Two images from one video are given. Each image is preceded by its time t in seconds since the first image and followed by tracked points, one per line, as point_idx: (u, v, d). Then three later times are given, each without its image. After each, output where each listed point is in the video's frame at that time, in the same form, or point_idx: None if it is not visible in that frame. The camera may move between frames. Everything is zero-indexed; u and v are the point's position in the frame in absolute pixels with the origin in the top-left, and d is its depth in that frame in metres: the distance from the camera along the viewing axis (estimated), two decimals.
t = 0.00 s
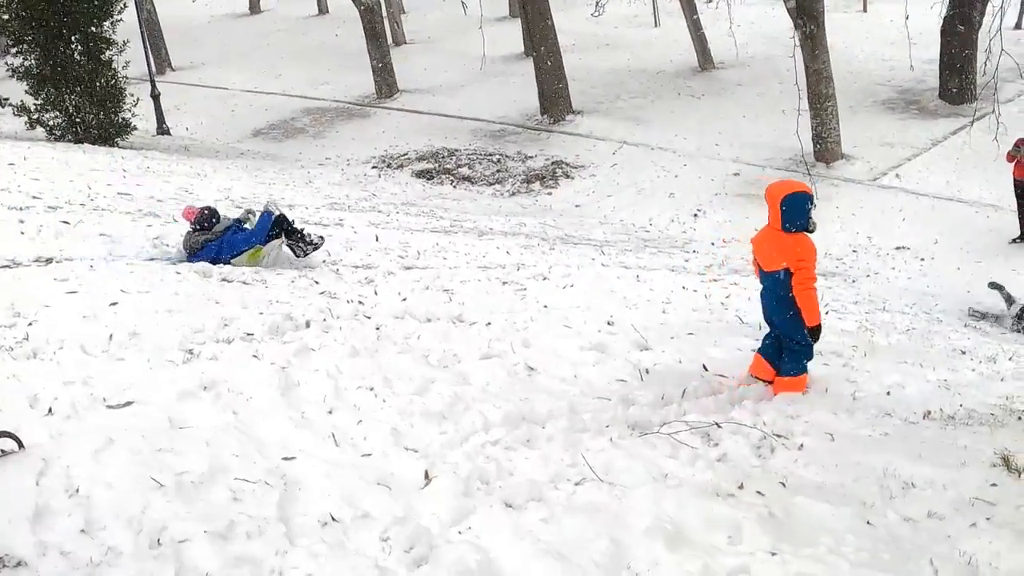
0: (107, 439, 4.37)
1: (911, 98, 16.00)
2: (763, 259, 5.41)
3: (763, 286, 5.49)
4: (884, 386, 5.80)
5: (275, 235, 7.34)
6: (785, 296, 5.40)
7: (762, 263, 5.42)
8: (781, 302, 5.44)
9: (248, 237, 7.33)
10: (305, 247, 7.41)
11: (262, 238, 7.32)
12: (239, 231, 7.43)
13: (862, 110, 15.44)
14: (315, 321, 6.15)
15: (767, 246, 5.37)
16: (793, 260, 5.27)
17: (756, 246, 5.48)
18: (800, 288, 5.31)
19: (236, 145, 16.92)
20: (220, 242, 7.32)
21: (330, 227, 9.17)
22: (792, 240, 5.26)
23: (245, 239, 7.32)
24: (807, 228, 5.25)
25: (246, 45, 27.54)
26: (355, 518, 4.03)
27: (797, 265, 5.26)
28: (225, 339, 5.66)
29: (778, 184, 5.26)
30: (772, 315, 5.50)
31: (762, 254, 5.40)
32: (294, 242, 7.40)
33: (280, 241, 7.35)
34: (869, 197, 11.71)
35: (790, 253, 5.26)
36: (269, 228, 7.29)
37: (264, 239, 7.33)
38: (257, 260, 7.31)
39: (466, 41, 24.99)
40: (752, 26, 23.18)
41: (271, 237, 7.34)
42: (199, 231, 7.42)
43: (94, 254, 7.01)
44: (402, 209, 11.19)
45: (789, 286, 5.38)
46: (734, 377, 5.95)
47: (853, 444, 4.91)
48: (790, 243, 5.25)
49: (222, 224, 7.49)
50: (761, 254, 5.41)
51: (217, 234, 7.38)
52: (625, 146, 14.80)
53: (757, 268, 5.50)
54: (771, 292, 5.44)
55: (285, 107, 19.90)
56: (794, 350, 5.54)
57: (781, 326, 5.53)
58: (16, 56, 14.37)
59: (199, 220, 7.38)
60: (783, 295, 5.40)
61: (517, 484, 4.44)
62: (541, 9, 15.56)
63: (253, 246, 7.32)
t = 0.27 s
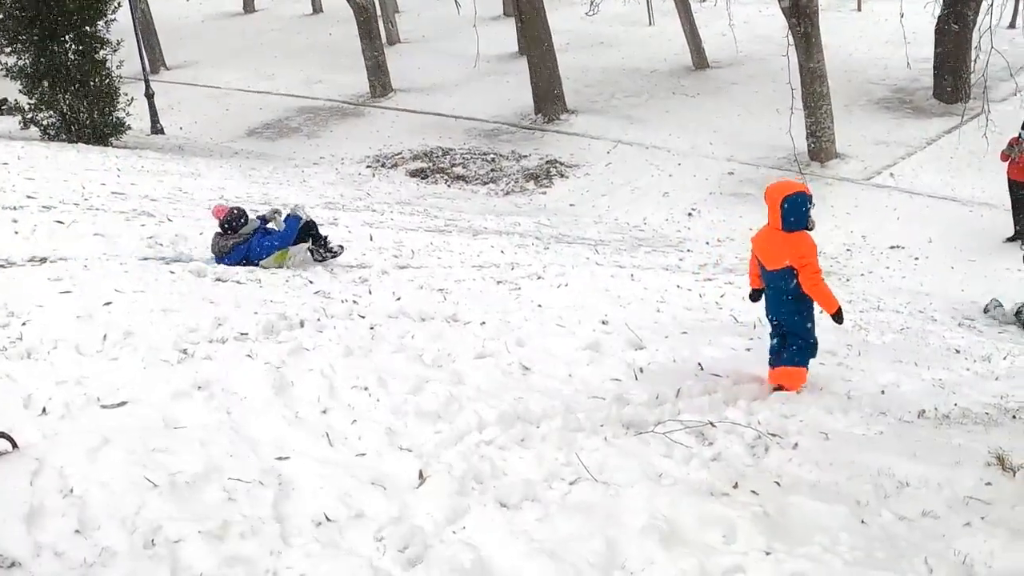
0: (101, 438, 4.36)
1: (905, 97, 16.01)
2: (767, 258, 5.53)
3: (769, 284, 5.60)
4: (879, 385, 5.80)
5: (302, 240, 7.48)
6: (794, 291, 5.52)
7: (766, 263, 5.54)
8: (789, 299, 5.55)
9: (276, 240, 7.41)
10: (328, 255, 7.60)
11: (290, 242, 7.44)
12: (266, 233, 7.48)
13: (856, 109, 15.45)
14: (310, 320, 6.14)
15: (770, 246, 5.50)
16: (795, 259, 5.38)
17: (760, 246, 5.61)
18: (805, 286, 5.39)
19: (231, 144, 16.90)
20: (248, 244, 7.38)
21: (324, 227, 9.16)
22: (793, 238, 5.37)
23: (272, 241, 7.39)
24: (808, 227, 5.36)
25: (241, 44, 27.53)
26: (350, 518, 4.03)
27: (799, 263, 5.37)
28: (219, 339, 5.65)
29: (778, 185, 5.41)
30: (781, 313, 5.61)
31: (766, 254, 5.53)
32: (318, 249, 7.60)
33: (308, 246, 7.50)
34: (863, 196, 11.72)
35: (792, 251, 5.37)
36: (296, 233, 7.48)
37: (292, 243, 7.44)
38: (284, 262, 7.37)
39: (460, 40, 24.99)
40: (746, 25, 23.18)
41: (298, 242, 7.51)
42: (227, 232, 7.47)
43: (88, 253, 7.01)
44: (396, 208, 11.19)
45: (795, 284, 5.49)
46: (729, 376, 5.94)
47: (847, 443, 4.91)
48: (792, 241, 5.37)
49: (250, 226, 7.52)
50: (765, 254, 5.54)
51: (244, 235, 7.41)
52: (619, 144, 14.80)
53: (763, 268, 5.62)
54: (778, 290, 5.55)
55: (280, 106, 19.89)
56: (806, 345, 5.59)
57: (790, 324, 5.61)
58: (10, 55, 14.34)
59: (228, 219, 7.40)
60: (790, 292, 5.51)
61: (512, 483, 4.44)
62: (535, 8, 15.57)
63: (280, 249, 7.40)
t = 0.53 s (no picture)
0: (93, 438, 4.35)
1: (898, 96, 16.04)
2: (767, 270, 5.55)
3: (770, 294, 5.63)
4: (872, 384, 5.80)
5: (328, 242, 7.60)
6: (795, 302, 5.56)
7: (767, 274, 5.56)
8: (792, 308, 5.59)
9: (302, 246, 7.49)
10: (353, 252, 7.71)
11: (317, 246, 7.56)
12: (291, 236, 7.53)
13: (849, 108, 15.47)
14: (302, 320, 6.14)
15: (769, 257, 5.51)
16: (796, 269, 5.40)
17: (759, 258, 5.62)
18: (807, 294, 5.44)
19: (223, 143, 16.89)
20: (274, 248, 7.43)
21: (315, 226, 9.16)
22: (793, 250, 5.38)
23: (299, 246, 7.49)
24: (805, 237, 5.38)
25: (234, 43, 27.50)
26: (342, 517, 4.02)
27: (800, 273, 5.39)
28: (211, 339, 5.65)
29: (773, 198, 5.39)
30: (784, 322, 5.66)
31: (766, 266, 5.54)
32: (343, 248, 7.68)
33: (333, 249, 7.65)
34: (856, 195, 11.74)
35: (792, 263, 5.39)
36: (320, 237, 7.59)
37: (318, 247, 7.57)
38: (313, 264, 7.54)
39: (453, 39, 24.99)
40: (738, 24, 23.19)
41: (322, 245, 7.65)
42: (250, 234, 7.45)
43: (80, 253, 6.99)
44: (389, 207, 11.18)
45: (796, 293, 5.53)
46: (721, 375, 5.94)
47: (840, 442, 4.91)
48: (791, 253, 5.38)
49: (274, 229, 7.53)
50: (765, 266, 5.56)
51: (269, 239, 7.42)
52: (611, 144, 14.81)
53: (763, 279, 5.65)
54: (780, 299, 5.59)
55: (272, 105, 19.87)
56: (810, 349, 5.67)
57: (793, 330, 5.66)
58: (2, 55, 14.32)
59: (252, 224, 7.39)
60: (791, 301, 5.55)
61: (505, 482, 4.43)
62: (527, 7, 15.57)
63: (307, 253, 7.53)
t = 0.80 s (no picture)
0: (83, 438, 4.34)
1: (888, 95, 16.08)
2: (754, 269, 5.66)
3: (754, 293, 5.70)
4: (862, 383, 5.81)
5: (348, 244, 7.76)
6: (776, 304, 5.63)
7: (753, 273, 5.67)
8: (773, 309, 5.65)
9: (326, 251, 7.59)
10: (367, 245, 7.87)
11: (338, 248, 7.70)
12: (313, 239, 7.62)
13: (839, 107, 15.50)
14: (293, 319, 6.13)
15: (757, 256, 5.63)
16: (780, 269, 5.50)
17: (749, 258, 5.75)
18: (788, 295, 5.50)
19: (214, 142, 16.87)
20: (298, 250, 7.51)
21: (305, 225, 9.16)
22: (780, 250, 5.50)
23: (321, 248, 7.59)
24: (795, 241, 5.49)
25: (224, 42, 27.47)
26: (333, 517, 4.02)
27: (784, 273, 5.48)
28: (202, 338, 5.64)
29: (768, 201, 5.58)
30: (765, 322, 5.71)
31: (753, 265, 5.66)
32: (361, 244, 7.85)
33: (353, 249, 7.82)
34: (845, 194, 11.76)
35: (777, 262, 5.50)
36: (342, 238, 7.76)
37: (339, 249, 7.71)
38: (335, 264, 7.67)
39: (444, 38, 24.99)
40: (728, 23, 23.23)
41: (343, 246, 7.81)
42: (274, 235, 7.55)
43: (69, 252, 6.98)
44: (379, 206, 11.18)
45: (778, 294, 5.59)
46: (711, 374, 5.95)
47: (829, 440, 4.92)
48: (778, 253, 5.49)
49: (296, 231, 7.58)
50: (752, 265, 5.67)
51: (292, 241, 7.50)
52: (602, 142, 14.82)
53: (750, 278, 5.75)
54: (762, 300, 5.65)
55: (263, 104, 19.85)
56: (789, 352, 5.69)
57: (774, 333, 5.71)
58: None
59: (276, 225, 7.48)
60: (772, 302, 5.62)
61: (495, 481, 4.43)
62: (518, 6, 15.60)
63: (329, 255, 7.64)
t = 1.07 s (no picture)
0: (71, 437, 4.33)
1: (876, 94, 16.12)
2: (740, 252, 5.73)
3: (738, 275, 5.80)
4: (851, 382, 5.82)
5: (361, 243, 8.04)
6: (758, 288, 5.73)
7: (738, 256, 5.75)
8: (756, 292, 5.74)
9: (343, 248, 7.81)
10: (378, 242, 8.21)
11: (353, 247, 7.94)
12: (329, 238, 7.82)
13: (827, 106, 15.53)
14: (281, 318, 6.13)
15: (743, 241, 5.69)
16: (762, 256, 5.55)
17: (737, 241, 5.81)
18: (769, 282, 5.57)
19: (204, 141, 16.85)
20: (317, 248, 7.69)
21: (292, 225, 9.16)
22: (763, 237, 5.54)
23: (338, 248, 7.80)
24: (780, 227, 5.50)
25: (214, 41, 27.44)
26: (321, 516, 4.01)
27: (766, 260, 5.54)
28: (191, 337, 5.63)
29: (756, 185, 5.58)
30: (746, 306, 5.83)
31: (738, 248, 5.74)
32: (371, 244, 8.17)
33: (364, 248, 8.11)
34: (834, 193, 11.79)
35: (759, 249, 5.56)
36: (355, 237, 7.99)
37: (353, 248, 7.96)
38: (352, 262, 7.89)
39: (433, 37, 25.01)
40: (717, 22, 23.26)
41: (356, 242, 8.11)
42: (292, 233, 7.72)
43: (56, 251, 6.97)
44: (367, 205, 11.18)
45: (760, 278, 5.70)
46: (700, 373, 5.96)
47: (818, 439, 4.93)
48: (760, 239, 5.54)
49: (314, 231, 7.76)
50: (738, 248, 5.75)
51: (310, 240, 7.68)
52: (590, 142, 14.83)
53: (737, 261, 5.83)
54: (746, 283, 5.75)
55: (253, 104, 19.83)
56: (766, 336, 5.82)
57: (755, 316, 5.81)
58: None
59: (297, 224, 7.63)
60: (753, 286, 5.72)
61: (484, 480, 4.43)
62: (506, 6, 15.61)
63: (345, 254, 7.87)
